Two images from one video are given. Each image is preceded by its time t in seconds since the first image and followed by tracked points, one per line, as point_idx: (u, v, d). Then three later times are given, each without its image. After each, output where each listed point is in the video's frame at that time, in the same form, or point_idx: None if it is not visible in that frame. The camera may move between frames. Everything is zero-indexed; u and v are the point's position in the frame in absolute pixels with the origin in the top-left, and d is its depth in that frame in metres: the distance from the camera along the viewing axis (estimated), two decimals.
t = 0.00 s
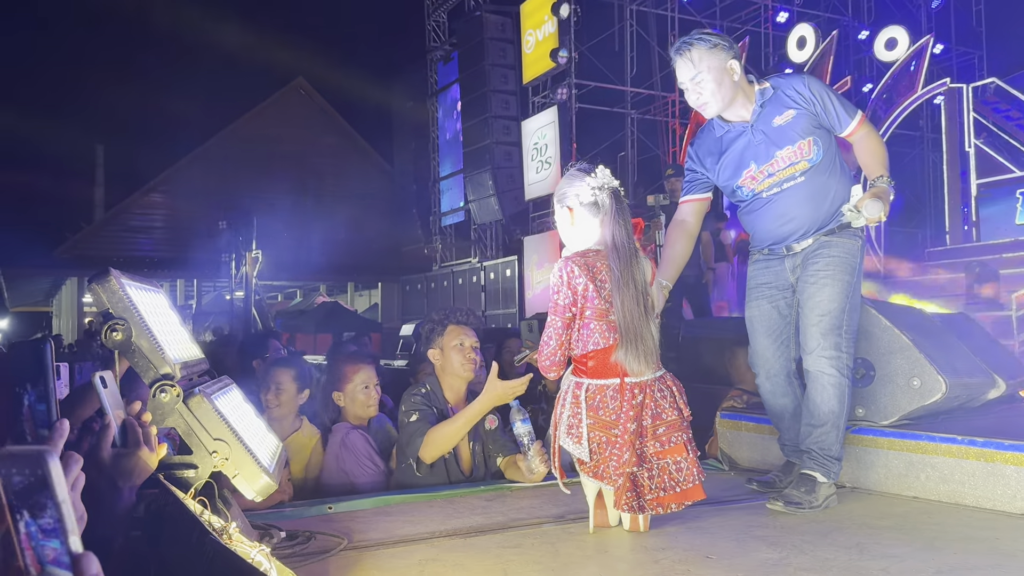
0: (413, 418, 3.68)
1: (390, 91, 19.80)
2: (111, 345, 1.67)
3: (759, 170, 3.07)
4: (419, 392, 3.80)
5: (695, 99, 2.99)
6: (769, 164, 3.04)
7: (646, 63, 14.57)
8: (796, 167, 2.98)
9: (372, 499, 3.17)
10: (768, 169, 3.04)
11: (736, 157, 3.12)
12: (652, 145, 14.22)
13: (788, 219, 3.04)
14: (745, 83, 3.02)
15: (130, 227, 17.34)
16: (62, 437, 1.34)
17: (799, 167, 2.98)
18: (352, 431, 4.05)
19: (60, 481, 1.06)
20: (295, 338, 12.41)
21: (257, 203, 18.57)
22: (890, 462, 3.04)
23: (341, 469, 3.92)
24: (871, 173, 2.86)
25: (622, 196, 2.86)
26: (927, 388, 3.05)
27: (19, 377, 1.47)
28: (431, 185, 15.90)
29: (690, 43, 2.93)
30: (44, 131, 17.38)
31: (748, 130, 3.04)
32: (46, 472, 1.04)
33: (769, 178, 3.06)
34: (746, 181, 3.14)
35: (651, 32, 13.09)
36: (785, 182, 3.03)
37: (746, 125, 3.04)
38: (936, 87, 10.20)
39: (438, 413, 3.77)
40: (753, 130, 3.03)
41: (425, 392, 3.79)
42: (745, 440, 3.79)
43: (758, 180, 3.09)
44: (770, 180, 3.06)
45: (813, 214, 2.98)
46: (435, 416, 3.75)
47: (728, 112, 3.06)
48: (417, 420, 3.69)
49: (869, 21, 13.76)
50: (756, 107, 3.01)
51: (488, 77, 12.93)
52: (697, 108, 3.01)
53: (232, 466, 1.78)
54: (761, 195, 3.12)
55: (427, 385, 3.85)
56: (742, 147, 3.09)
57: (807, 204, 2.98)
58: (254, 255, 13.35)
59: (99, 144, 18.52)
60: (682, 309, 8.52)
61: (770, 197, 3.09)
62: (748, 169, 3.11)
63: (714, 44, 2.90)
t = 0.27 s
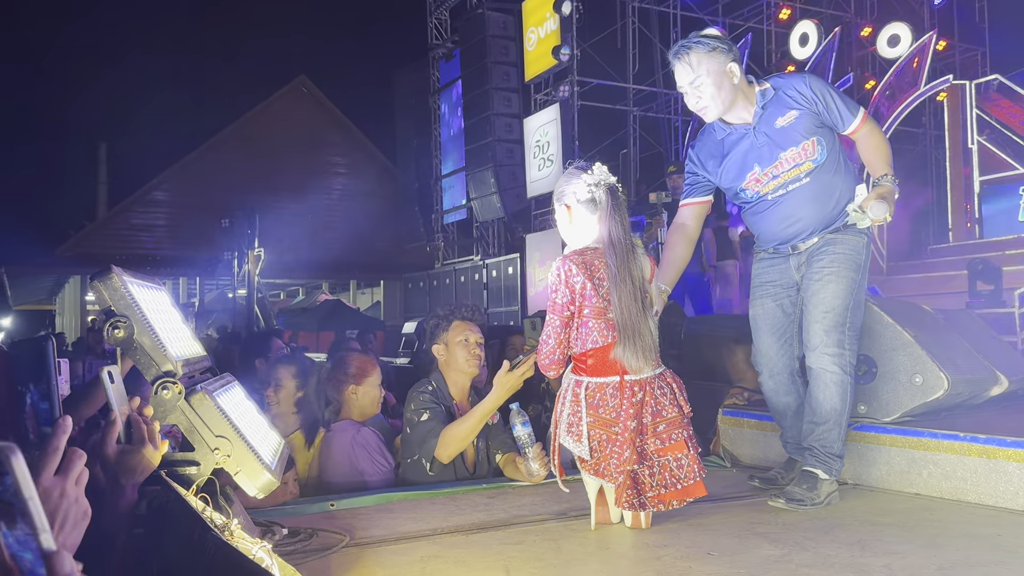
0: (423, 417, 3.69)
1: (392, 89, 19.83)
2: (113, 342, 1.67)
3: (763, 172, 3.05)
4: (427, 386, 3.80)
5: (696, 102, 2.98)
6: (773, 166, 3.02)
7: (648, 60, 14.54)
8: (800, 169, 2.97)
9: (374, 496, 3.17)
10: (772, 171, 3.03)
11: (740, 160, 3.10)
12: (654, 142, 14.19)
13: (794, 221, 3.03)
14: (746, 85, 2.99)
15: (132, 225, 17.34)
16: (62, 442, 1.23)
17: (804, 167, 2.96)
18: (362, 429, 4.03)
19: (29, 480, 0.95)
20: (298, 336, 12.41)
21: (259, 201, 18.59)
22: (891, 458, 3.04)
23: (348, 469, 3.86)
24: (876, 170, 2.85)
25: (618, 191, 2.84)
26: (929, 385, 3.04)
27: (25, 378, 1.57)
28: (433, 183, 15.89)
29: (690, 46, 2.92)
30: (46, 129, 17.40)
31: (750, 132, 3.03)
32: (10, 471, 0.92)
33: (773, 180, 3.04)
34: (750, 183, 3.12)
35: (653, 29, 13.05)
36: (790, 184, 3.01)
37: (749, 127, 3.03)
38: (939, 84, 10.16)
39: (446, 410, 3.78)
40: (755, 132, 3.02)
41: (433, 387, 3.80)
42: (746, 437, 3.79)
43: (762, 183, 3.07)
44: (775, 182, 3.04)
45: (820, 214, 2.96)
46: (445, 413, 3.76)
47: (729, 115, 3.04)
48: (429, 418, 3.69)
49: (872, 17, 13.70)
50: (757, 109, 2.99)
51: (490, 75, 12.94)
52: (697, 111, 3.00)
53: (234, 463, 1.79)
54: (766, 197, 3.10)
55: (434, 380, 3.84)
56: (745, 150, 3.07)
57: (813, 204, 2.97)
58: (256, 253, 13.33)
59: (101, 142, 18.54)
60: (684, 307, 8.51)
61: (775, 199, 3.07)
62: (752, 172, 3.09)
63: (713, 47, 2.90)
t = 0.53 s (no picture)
0: (428, 418, 3.70)
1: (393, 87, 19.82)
2: (114, 338, 1.67)
3: (764, 174, 3.04)
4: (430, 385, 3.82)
5: (696, 104, 2.97)
6: (775, 168, 3.01)
7: (650, 58, 14.51)
8: (802, 170, 2.97)
9: (375, 493, 3.18)
10: (774, 173, 3.02)
11: (741, 162, 3.09)
12: (656, 140, 14.16)
13: (796, 222, 3.03)
14: (747, 87, 2.98)
15: (134, 224, 17.36)
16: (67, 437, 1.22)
17: (806, 169, 2.96)
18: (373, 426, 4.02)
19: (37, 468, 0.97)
20: (299, 334, 12.42)
21: (261, 199, 18.61)
22: (892, 456, 3.04)
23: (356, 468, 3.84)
24: (877, 172, 2.85)
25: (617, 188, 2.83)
26: (930, 381, 3.04)
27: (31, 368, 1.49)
28: (434, 181, 15.88)
29: (690, 49, 2.91)
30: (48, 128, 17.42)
31: (751, 134, 3.02)
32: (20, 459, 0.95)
33: (775, 182, 3.03)
34: (752, 185, 3.11)
35: (655, 27, 13.02)
36: (792, 186, 3.00)
37: (749, 129, 3.02)
38: (941, 81, 10.13)
39: (448, 408, 3.79)
40: (756, 135, 3.01)
41: (435, 386, 3.81)
42: (748, 434, 3.79)
43: (764, 185, 3.06)
44: (777, 184, 3.03)
45: (822, 215, 2.96)
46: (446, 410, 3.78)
47: (730, 117, 3.03)
48: (432, 420, 3.70)
49: (875, 15, 13.66)
50: (758, 111, 2.98)
51: (491, 73, 12.93)
52: (698, 114, 2.99)
53: (235, 459, 1.79)
54: (768, 199, 3.09)
55: (436, 378, 3.86)
56: (746, 151, 3.06)
57: (814, 206, 2.97)
58: (258, 252, 13.33)
59: (103, 140, 18.57)
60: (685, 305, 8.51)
61: (777, 201, 3.06)
62: (754, 174, 3.08)
63: (713, 50, 2.89)
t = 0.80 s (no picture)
0: (424, 419, 3.71)
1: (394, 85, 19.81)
2: (113, 337, 1.67)
3: (766, 179, 3.02)
4: (431, 384, 3.83)
5: (695, 111, 2.95)
6: (777, 172, 2.99)
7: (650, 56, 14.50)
8: (805, 174, 2.95)
9: (375, 492, 3.18)
10: (776, 178, 3.00)
11: (742, 168, 3.07)
12: (657, 138, 14.15)
13: (801, 226, 3.02)
14: (746, 92, 2.97)
15: (135, 222, 17.36)
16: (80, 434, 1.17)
17: (808, 173, 2.95)
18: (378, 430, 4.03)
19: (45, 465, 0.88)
20: (300, 333, 12.43)
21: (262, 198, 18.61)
22: (892, 455, 3.04)
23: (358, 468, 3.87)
24: (879, 173, 2.85)
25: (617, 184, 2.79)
26: (930, 380, 3.04)
27: (43, 367, 1.68)
28: (435, 179, 15.88)
29: (688, 55, 2.90)
30: (49, 126, 17.42)
31: (751, 140, 3.00)
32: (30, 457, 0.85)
33: (778, 187, 3.01)
34: (754, 190, 3.09)
35: (656, 25, 13.01)
36: (794, 190, 2.99)
37: (750, 135, 3.00)
38: (942, 80, 10.12)
39: (449, 406, 3.79)
40: (756, 140, 2.99)
41: (436, 385, 3.82)
42: (748, 433, 3.79)
43: (766, 190, 3.04)
44: (779, 188, 3.02)
45: (825, 218, 2.96)
46: (447, 409, 3.78)
47: (730, 122, 3.01)
48: (429, 421, 3.72)
49: (876, 13, 13.63)
50: (757, 116, 2.96)
51: (491, 71, 12.94)
52: (697, 120, 2.96)
53: (235, 457, 1.79)
54: (770, 203, 3.08)
55: (438, 377, 3.87)
56: (747, 157, 3.04)
57: (818, 210, 2.96)
58: (258, 250, 13.32)
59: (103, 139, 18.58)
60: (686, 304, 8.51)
61: (780, 205, 3.05)
62: (755, 180, 3.06)
63: (712, 56, 2.88)
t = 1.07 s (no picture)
0: (425, 417, 3.70)
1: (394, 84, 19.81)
2: (114, 336, 1.67)
3: (768, 184, 3.02)
4: (432, 382, 3.84)
5: (694, 117, 2.95)
6: (778, 178, 2.99)
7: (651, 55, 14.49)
8: (806, 179, 2.95)
9: (376, 490, 3.18)
10: (777, 183, 3.00)
11: (743, 173, 3.07)
12: (657, 137, 14.13)
13: (804, 230, 3.01)
14: (745, 97, 2.96)
15: (135, 221, 17.35)
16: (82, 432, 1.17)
17: (809, 177, 2.94)
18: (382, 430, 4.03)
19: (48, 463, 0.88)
20: (301, 332, 12.42)
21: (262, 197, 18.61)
22: (893, 453, 3.04)
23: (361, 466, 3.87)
24: (880, 175, 2.85)
25: (620, 182, 2.78)
26: (931, 378, 3.04)
27: (49, 362, 1.65)
28: (435, 178, 15.87)
29: (687, 62, 2.90)
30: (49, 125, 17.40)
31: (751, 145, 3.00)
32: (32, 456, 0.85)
33: (779, 192, 3.01)
34: (756, 195, 3.09)
35: (656, 23, 12.99)
36: (796, 195, 2.99)
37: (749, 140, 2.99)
38: (943, 78, 10.11)
39: (450, 404, 3.80)
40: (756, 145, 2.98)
41: (437, 382, 3.83)
42: (749, 431, 3.79)
43: (768, 195, 3.04)
44: (781, 194, 3.01)
45: (827, 222, 2.96)
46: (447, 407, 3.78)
47: (729, 128, 3.01)
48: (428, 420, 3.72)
49: (876, 11, 13.61)
50: (757, 121, 2.95)
51: (491, 69, 12.94)
52: (696, 127, 2.96)
53: (235, 456, 1.79)
54: (773, 208, 3.07)
55: (440, 374, 3.87)
56: (747, 163, 3.04)
57: (820, 214, 2.96)
58: (259, 249, 13.29)
59: (104, 138, 18.56)
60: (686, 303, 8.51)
61: (783, 209, 3.04)
62: (757, 185, 3.06)
63: (710, 62, 2.88)
